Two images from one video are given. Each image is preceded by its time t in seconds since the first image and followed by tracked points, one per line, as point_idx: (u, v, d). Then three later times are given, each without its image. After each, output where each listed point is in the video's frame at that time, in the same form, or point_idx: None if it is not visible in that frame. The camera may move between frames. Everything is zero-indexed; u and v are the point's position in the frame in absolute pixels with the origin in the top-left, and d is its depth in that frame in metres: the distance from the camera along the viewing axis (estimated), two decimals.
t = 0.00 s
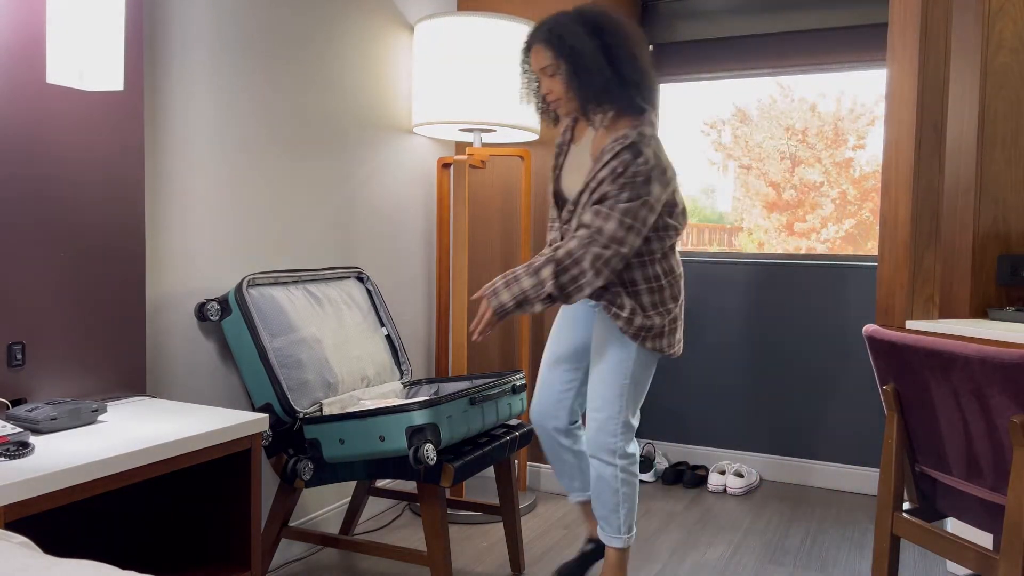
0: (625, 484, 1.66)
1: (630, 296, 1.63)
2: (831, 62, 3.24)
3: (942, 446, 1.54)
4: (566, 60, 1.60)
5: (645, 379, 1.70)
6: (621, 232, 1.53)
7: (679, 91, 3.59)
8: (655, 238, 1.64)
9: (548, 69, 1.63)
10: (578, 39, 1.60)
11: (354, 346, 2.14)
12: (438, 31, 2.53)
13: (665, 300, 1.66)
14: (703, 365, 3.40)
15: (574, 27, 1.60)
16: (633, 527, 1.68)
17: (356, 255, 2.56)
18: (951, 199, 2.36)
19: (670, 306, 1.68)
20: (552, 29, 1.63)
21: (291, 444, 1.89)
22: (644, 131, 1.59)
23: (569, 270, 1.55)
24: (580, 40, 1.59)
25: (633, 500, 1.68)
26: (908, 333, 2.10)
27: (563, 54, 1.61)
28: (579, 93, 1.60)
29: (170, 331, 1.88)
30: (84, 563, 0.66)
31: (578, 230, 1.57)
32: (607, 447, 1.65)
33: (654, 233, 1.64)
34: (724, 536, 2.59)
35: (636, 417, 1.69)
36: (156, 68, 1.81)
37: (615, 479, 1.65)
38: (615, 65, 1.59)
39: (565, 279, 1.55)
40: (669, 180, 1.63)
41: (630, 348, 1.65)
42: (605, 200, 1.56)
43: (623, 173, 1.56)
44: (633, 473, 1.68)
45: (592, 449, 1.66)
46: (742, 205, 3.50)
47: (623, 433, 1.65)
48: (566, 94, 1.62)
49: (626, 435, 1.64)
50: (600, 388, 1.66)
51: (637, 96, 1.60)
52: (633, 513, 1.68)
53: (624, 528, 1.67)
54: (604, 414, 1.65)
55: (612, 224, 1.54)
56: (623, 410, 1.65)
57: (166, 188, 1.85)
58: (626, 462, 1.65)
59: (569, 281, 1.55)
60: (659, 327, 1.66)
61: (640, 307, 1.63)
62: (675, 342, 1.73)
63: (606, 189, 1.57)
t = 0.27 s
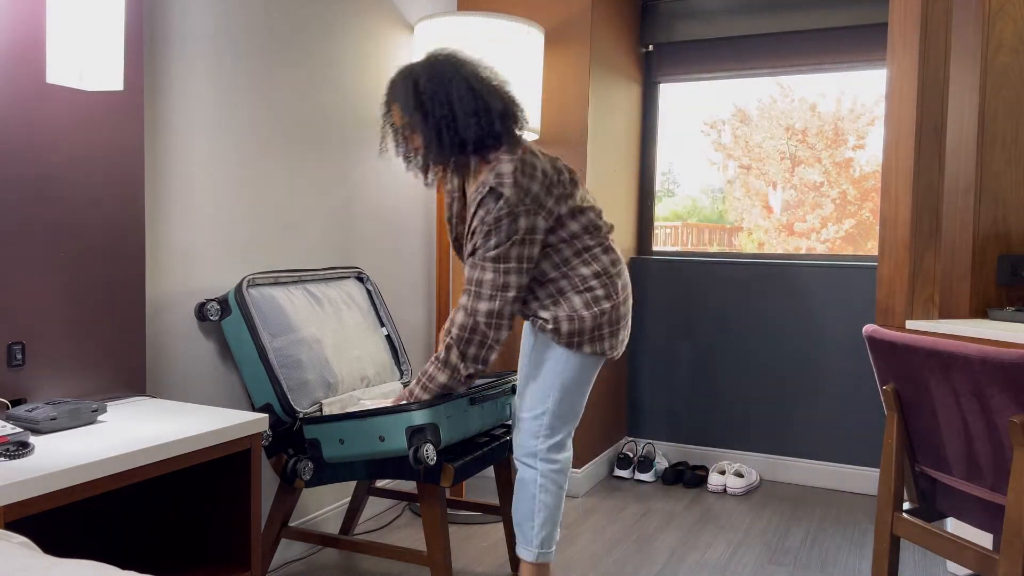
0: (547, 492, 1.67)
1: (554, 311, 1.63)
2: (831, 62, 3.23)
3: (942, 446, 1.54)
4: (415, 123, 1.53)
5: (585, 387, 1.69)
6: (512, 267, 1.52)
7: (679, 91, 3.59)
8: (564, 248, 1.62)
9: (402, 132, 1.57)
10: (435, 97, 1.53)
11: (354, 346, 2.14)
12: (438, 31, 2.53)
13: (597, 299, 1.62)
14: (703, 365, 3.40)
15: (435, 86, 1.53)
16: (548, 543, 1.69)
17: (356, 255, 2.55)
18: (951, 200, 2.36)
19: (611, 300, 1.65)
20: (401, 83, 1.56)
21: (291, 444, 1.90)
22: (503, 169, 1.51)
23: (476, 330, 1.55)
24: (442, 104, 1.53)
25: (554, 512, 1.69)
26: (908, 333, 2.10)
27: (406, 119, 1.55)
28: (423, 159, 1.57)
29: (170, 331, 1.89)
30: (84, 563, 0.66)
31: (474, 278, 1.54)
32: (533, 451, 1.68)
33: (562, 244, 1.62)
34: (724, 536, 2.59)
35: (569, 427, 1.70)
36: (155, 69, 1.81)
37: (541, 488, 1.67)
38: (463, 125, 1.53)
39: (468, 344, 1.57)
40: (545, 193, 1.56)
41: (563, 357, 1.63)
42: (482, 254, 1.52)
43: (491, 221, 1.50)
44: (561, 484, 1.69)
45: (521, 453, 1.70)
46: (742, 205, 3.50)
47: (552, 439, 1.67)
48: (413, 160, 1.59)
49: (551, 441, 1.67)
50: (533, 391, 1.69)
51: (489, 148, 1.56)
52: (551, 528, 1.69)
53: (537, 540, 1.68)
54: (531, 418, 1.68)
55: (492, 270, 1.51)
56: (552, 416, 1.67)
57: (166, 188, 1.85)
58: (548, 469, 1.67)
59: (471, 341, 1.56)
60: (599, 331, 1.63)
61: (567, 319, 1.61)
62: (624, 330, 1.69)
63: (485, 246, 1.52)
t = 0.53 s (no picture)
0: (538, 503, 1.68)
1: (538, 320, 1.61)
2: (831, 62, 3.24)
3: (942, 446, 1.54)
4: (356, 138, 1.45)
5: (572, 393, 1.68)
6: (494, 276, 1.44)
7: (679, 92, 3.59)
8: (541, 251, 1.59)
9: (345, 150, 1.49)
10: (373, 110, 1.44)
11: (354, 347, 2.14)
12: (438, 31, 2.53)
13: (580, 301, 1.61)
14: (703, 365, 3.40)
15: (376, 98, 1.45)
16: (542, 552, 1.71)
17: (356, 255, 2.55)
18: (951, 200, 2.35)
19: (594, 297, 1.63)
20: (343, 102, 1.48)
21: (291, 444, 1.89)
22: (458, 176, 1.44)
23: (463, 343, 1.49)
24: (381, 116, 1.44)
25: (546, 522, 1.70)
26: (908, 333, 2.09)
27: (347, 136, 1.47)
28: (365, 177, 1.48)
29: (170, 331, 1.89)
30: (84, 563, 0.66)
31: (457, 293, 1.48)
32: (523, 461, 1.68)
33: (539, 247, 1.59)
34: (724, 537, 2.59)
35: (558, 436, 1.69)
36: (156, 68, 1.81)
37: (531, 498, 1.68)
38: (405, 138, 1.44)
39: (457, 359, 1.51)
40: (509, 193, 1.49)
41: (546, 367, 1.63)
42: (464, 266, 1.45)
43: (463, 230, 1.43)
44: (552, 493, 1.70)
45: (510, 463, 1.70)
46: (742, 205, 3.50)
47: (540, 450, 1.67)
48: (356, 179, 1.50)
49: (540, 451, 1.66)
50: (520, 400, 1.67)
51: (436, 163, 1.46)
52: (544, 537, 1.71)
53: (530, 550, 1.70)
54: (518, 428, 1.68)
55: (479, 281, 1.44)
56: (540, 426, 1.66)
57: (166, 188, 1.85)
58: (538, 480, 1.67)
59: (461, 357, 1.50)
60: (585, 333, 1.62)
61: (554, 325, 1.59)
62: (611, 326, 1.68)
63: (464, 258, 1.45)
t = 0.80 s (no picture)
0: (525, 507, 1.70)
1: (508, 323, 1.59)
2: (831, 62, 3.24)
3: (942, 446, 1.54)
4: (336, 125, 1.37)
5: (554, 399, 1.69)
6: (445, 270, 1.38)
7: (679, 92, 3.59)
8: (518, 254, 1.56)
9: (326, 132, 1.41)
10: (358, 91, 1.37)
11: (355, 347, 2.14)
12: (438, 31, 2.53)
13: (557, 305, 1.59)
14: (703, 365, 3.40)
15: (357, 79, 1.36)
16: (535, 556, 1.73)
17: (355, 255, 2.55)
18: (951, 200, 2.34)
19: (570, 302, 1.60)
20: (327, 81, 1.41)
21: (291, 444, 1.89)
22: (427, 169, 1.38)
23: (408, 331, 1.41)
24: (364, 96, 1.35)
25: (535, 526, 1.72)
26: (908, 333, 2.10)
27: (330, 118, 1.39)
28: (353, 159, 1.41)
29: (171, 331, 1.88)
30: (85, 563, 0.66)
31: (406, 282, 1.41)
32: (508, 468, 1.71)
33: (516, 249, 1.56)
34: (724, 536, 2.59)
35: (542, 440, 1.71)
36: (156, 68, 1.81)
37: (519, 503, 1.70)
38: (391, 121, 1.35)
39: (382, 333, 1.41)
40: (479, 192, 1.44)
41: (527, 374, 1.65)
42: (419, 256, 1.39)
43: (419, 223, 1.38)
44: (539, 498, 1.71)
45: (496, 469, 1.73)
46: (742, 205, 3.50)
47: (524, 455, 1.69)
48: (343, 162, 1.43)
49: (522, 457, 1.69)
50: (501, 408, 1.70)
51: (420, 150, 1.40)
52: (536, 540, 1.72)
53: (522, 554, 1.72)
54: (501, 436, 1.70)
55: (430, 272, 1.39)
56: (522, 432, 1.68)
57: (165, 187, 1.85)
58: (523, 485, 1.69)
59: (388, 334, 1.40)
60: (563, 337, 1.61)
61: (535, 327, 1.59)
62: (592, 335, 1.66)
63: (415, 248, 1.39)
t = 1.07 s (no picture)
0: (529, 505, 1.69)
1: (517, 321, 1.61)
2: (831, 62, 3.24)
3: (942, 446, 1.54)
4: (352, 117, 1.44)
5: (560, 396, 1.69)
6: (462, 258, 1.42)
7: (679, 92, 3.59)
8: (523, 251, 1.59)
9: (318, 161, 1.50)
10: (336, 116, 1.46)
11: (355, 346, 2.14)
12: (437, 31, 2.53)
13: (564, 301, 1.60)
14: (703, 365, 3.40)
15: (339, 100, 1.47)
16: (538, 554, 1.71)
17: (355, 255, 2.55)
18: (951, 200, 2.34)
19: (577, 295, 1.62)
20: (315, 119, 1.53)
21: (291, 444, 1.89)
22: (429, 166, 1.45)
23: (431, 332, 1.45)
24: (345, 115, 1.45)
25: (539, 524, 1.70)
26: (908, 333, 2.09)
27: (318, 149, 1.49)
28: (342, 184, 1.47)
29: (171, 331, 1.89)
30: (85, 563, 0.66)
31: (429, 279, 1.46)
32: (513, 464, 1.70)
33: (520, 246, 1.59)
34: (724, 536, 2.59)
35: (547, 437, 1.70)
36: (156, 69, 1.81)
37: (522, 500, 1.68)
38: (374, 128, 1.44)
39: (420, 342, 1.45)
40: (485, 183, 1.49)
41: (533, 369, 1.65)
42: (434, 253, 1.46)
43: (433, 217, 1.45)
44: (544, 496, 1.70)
45: (501, 466, 1.72)
46: (742, 205, 3.50)
47: (529, 452, 1.68)
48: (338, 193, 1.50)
49: (528, 453, 1.68)
50: (507, 405, 1.70)
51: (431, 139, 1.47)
52: (539, 538, 1.71)
53: (525, 552, 1.70)
54: (506, 432, 1.70)
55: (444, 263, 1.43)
56: (528, 428, 1.68)
57: (166, 187, 1.85)
58: (527, 482, 1.68)
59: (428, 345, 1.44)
60: (564, 333, 1.62)
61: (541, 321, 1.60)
62: (597, 331, 1.67)
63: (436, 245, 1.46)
